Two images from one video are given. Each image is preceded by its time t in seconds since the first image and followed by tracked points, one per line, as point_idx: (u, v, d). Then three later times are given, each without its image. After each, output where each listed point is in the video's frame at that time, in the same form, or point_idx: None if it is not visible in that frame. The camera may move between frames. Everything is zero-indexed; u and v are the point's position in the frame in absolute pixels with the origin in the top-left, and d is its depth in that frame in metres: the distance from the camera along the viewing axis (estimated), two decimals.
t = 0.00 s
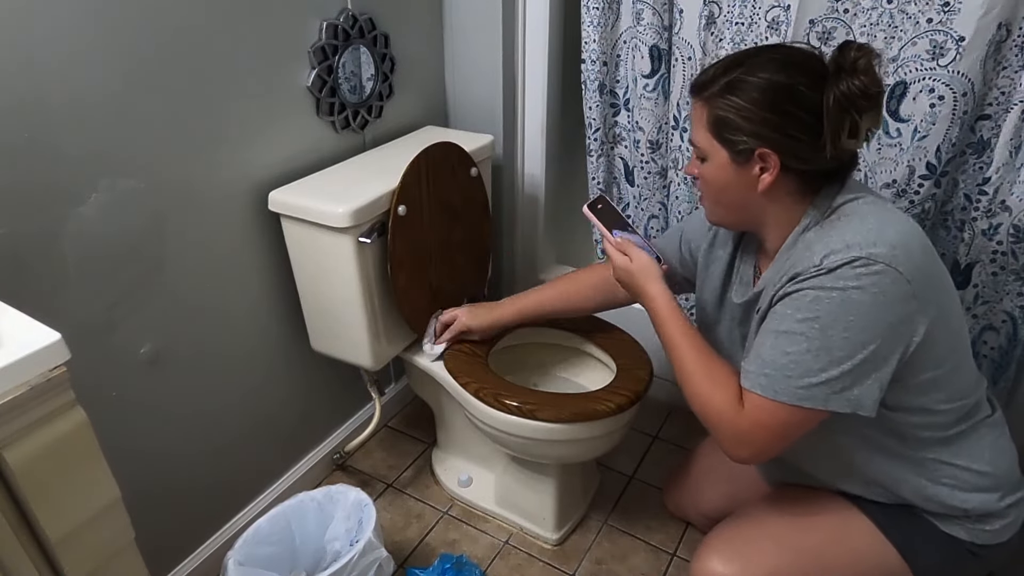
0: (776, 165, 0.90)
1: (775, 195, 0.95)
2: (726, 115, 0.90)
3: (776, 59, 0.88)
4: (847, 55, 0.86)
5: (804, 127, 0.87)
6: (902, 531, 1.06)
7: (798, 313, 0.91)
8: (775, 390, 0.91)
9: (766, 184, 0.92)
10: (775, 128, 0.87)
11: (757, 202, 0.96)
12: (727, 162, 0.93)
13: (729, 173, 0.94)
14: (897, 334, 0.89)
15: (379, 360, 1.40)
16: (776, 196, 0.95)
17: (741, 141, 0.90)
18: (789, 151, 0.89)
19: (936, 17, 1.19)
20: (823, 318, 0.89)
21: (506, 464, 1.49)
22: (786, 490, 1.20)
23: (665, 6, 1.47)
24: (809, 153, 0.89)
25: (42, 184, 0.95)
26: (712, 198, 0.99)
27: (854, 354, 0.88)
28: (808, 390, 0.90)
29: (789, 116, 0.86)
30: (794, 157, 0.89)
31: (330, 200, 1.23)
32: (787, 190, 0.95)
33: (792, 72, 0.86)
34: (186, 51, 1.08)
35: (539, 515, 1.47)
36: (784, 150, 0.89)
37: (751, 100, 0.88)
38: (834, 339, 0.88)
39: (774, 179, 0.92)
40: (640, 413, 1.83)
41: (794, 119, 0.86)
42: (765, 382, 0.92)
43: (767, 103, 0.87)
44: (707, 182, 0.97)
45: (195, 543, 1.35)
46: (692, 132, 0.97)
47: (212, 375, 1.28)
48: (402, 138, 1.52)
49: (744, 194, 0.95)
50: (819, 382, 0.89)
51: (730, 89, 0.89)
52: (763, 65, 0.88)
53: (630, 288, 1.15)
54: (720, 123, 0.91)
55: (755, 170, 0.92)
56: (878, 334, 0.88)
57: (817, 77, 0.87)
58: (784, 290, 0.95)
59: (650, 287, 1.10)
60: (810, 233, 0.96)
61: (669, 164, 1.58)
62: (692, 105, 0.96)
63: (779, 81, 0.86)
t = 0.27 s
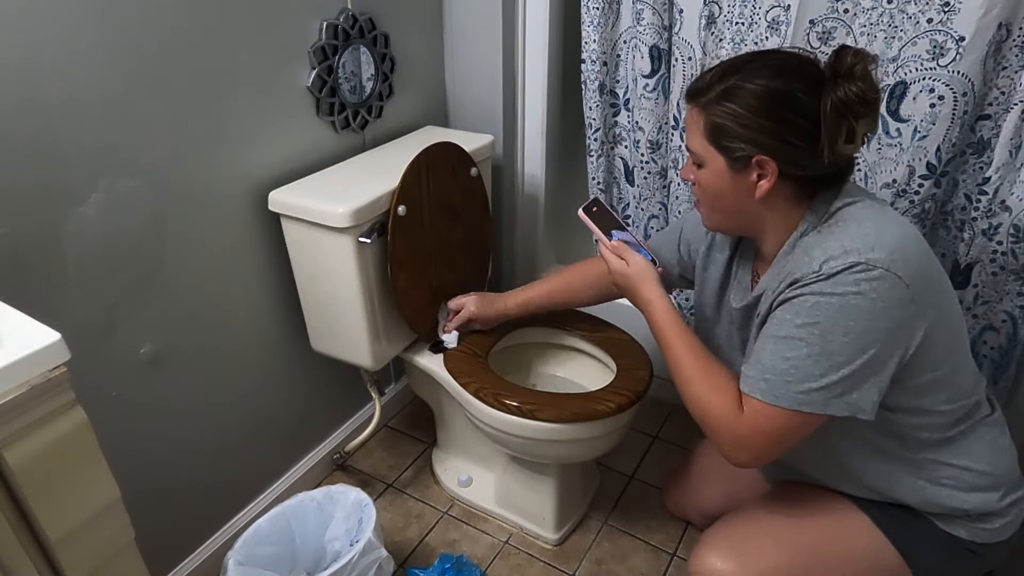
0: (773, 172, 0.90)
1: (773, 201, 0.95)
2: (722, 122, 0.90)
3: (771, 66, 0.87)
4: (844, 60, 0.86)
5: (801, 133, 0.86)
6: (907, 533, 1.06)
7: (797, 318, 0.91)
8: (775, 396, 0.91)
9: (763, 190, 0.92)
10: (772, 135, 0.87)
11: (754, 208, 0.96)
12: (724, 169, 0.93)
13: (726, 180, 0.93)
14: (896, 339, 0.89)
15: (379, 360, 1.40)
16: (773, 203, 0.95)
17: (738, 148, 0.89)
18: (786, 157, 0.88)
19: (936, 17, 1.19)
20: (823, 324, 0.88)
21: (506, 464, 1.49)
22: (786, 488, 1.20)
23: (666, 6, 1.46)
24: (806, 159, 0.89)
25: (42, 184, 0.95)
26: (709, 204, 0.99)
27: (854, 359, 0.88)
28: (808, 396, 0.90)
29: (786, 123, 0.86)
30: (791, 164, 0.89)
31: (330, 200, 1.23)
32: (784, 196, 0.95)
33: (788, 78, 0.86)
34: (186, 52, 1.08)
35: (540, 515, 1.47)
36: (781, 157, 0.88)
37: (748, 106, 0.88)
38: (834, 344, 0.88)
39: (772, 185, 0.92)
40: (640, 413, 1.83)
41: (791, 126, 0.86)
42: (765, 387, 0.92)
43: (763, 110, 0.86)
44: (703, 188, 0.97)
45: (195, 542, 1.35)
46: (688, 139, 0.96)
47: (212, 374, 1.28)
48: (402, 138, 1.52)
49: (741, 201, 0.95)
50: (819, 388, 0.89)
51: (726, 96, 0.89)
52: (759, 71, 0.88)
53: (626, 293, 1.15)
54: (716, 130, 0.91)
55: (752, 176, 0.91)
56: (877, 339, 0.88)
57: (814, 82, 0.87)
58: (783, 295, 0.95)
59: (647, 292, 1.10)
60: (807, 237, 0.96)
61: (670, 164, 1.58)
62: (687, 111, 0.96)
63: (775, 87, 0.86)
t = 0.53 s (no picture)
0: (783, 169, 0.90)
1: (781, 198, 0.95)
2: (732, 119, 0.90)
3: (780, 62, 0.88)
4: (853, 57, 0.86)
5: (811, 130, 0.87)
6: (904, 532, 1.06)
7: (806, 317, 0.90)
8: (783, 395, 0.91)
9: (773, 187, 0.92)
10: (782, 132, 0.87)
11: (762, 205, 0.96)
12: (733, 167, 0.93)
13: (735, 177, 0.94)
14: (904, 338, 0.89)
15: (379, 360, 1.40)
16: (781, 200, 0.96)
17: (747, 145, 0.90)
18: (795, 154, 0.89)
19: (936, 17, 1.19)
20: (832, 323, 0.88)
21: (507, 464, 1.49)
22: (786, 487, 1.20)
23: (666, 6, 1.46)
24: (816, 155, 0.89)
25: (42, 184, 0.95)
26: (718, 202, 0.99)
27: (863, 358, 0.88)
28: (817, 395, 0.90)
29: (796, 120, 0.86)
30: (801, 161, 0.90)
31: (330, 200, 1.23)
32: (792, 193, 0.95)
33: (798, 75, 0.86)
34: (186, 51, 1.08)
35: (540, 515, 1.47)
36: (791, 153, 0.89)
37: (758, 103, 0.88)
38: (843, 343, 0.88)
39: (781, 183, 0.92)
40: (640, 414, 1.83)
41: (801, 122, 0.86)
42: (773, 387, 0.92)
43: (774, 106, 0.87)
44: (711, 186, 0.97)
45: (195, 543, 1.35)
46: (696, 137, 0.96)
47: (212, 375, 1.28)
48: (402, 138, 1.52)
49: (750, 198, 0.95)
50: (828, 387, 0.89)
51: (736, 93, 0.89)
52: (768, 68, 0.88)
53: (630, 292, 1.15)
54: (726, 127, 0.91)
55: (761, 173, 0.92)
56: (886, 338, 0.88)
57: (823, 79, 0.87)
58: (791, 294, 0.95)
59: (652, 291, 1.10)
60: (815, 235, 0.96)
61: (669, 164, 1.58)
62: (695, 109, 0.96)
63: (785, 84, 0.86)
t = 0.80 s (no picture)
0: (849, 165, 0.87)
1: (843, 196, 0.93)
2: (798, 109, 0.87)
3: (853, 53, 0.85)
4: (933, 52, 0.84)
5: (883, 125, 0.84)
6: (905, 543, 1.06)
7: (869, 332, 0.87)
8: (836, 413, 0.88)
9: (835, 185, 0.90)
10: (851, 125, 0.84)
11: (822, 203, 0.94)
12: (796, 161, 0.90)
13: (796, 172, 0.91)
14: (967, 363, 0.86)
15: (380, 360, 1.40)
16: (843, 198, 0.93)
17: (813, 138, 0.87)
18: (863, 150, 0.86)
19: (936, 17, 1.20)
20: (896, 340, 0.85)
21: (506, 464, 1.49)
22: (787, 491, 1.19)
23: (666, 6, 1.46)
24: (886, 153, 0.86)
25: (42, 184, 0.95)
26: (777, 197, 0.96)
27: (925, 381, 0.85)
28: (872, 417, 0.86)
29: (867, 113, 0.83)
30: (868, 158, 0.87)
31: (330, 200, 1.23)
32: (856, 190, 0.92)
33: (873, 67, 0.84)
34: (186, 51, 1.08)
35: (539, 515, 1.47)
36: (860, 149, 0.86)
37: (827, 94, 0.85)
38: (906, 362, 0.85)
39: (845, 180, 0.89)
40: (640, 414, 1.83)
41: (873, 117, 0.84)
42: (826, 403, 0.89)
43: (844, 98, 0.84)
44: (770, 180, 0.94)
45: (195, 542, 1.35)
46: (758, 128, 0.93)
47: (212, 374, 1.28)
48: (402, 138, 1.52)
49: (812, 194, 0.92)
50: (885, 408, 0.86)
51: (805, 83, 0.87)
52: (840, 58, 0.86)
53: (682, 287, 1.11)
54: (791, 118, 0.88)
55: (825, 169, 0.89)
56: (950, 360, 0.85)
57: (899, 72, 0.84)
58: (851, 305, 0.92)
59: (708, 287, 1.06)
60: (877, 245, 0.94)
61: (670, 164, 1.58)
62: (758, 98, 0.93)
63: (859, 75, 0.83)
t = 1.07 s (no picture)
0: (852, 167, 0.87)
1: (848, 198, 0.93)
2: (804, 109, 0.88)
3: (864, 53, 0.84)
4: (947, 55, 0.83)
5: (888, 129, 0.83)
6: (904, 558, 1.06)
7: (859, 339, 0.87)
8: (819, 418, 0.88)
9: (839, 186, 0.90)
10: (856, 128, 0.84)
11: (828, 202, 0.94)
12: (800, 160, 0.90)
13: (801, 170, 0.91)
14: (958, 379, 0.86)
15: (379, 360, 1.40)
16: (849, 200, 0.93)
17: (817, 138, 0.87)
18: (867, 153, 0.85)
19: (936, 17, 1.20)
20: (886, 351, 0.85)
21: (507, 464, 1.49)
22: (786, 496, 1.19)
23: (666, 6, 1.46)
24: (892, 157, 0.85)
25: (42, 184, 0.95)
26: (784, 196, 0.96)
27: (912, 394, 0.85)
28: (855, 424, 0.86)
29: (873, 116, 0.83)
30: (873, 161, 0.86)
31: (330, 199, 1.23)
32: (861, 193, 0.92)
33: (881, 68, 0.83)
34: (185, 51, 1.08)
35: (539, 515, 1.47)
36: (863, 152, 0.85)
37: (833, 95, 0.85)
38: (894, 373, 0.85)
39: (849, 181, 0.89)
40: (640, 414, 1.83)
41: (878, 120, 0.83)
42: (811, 406, 0.89)
43: (849, 100, 0.84)
44: (778, 179, 0.95)
45: (195, 542, 1.35)
46: (767, 126, 0.94)
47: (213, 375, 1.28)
48: (402, 138, 1.52)
49: (816, 194, 0.93)
50: (870, 417, 0.86)
51: (812, 82, 0.87)
52: (851, 58, 0.85)
53: (686, 283, 1.12)
54: (796, 117, 0.88)
55: (829, 170, 0.89)
56: (939, 376, 0.84)
57: (909, 74, 0.83)
58: (846, 312, 0.92)
59: (708, 283, 1.07)
60: (882, 253, 0.93)
61: (669, 164, 1.58)
62: (770, 95, 0.94)
63: (866, 76, 0.83)
